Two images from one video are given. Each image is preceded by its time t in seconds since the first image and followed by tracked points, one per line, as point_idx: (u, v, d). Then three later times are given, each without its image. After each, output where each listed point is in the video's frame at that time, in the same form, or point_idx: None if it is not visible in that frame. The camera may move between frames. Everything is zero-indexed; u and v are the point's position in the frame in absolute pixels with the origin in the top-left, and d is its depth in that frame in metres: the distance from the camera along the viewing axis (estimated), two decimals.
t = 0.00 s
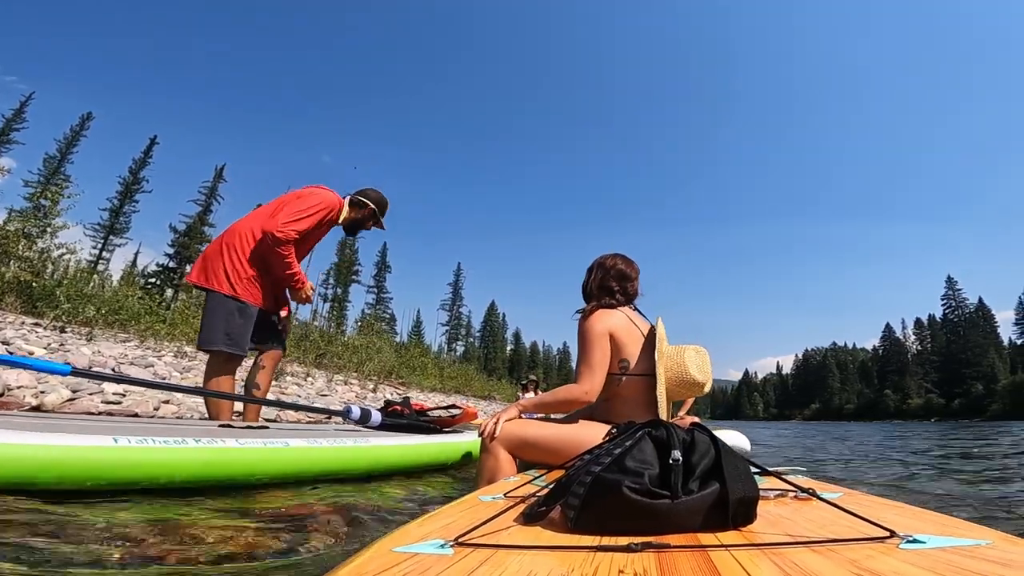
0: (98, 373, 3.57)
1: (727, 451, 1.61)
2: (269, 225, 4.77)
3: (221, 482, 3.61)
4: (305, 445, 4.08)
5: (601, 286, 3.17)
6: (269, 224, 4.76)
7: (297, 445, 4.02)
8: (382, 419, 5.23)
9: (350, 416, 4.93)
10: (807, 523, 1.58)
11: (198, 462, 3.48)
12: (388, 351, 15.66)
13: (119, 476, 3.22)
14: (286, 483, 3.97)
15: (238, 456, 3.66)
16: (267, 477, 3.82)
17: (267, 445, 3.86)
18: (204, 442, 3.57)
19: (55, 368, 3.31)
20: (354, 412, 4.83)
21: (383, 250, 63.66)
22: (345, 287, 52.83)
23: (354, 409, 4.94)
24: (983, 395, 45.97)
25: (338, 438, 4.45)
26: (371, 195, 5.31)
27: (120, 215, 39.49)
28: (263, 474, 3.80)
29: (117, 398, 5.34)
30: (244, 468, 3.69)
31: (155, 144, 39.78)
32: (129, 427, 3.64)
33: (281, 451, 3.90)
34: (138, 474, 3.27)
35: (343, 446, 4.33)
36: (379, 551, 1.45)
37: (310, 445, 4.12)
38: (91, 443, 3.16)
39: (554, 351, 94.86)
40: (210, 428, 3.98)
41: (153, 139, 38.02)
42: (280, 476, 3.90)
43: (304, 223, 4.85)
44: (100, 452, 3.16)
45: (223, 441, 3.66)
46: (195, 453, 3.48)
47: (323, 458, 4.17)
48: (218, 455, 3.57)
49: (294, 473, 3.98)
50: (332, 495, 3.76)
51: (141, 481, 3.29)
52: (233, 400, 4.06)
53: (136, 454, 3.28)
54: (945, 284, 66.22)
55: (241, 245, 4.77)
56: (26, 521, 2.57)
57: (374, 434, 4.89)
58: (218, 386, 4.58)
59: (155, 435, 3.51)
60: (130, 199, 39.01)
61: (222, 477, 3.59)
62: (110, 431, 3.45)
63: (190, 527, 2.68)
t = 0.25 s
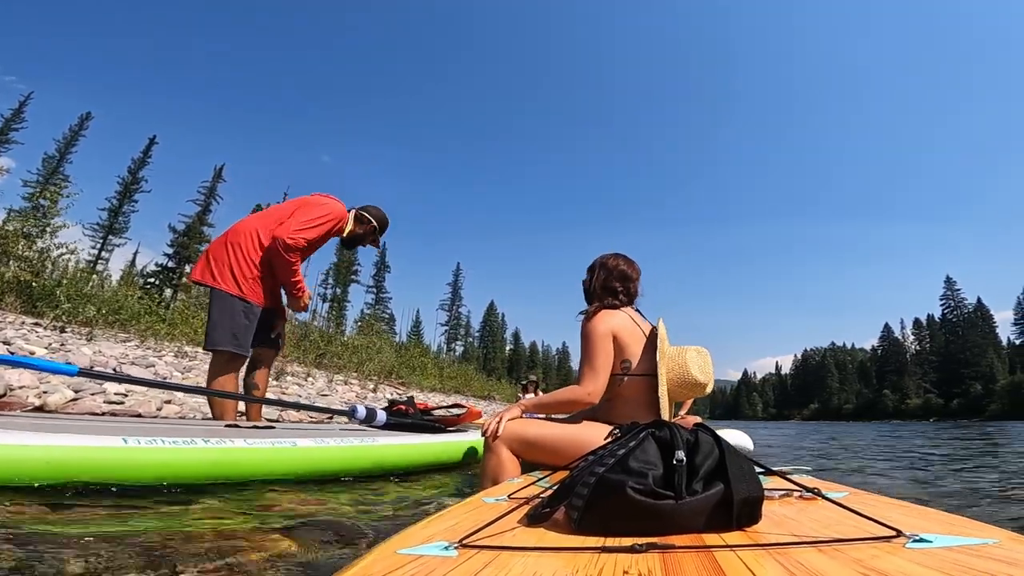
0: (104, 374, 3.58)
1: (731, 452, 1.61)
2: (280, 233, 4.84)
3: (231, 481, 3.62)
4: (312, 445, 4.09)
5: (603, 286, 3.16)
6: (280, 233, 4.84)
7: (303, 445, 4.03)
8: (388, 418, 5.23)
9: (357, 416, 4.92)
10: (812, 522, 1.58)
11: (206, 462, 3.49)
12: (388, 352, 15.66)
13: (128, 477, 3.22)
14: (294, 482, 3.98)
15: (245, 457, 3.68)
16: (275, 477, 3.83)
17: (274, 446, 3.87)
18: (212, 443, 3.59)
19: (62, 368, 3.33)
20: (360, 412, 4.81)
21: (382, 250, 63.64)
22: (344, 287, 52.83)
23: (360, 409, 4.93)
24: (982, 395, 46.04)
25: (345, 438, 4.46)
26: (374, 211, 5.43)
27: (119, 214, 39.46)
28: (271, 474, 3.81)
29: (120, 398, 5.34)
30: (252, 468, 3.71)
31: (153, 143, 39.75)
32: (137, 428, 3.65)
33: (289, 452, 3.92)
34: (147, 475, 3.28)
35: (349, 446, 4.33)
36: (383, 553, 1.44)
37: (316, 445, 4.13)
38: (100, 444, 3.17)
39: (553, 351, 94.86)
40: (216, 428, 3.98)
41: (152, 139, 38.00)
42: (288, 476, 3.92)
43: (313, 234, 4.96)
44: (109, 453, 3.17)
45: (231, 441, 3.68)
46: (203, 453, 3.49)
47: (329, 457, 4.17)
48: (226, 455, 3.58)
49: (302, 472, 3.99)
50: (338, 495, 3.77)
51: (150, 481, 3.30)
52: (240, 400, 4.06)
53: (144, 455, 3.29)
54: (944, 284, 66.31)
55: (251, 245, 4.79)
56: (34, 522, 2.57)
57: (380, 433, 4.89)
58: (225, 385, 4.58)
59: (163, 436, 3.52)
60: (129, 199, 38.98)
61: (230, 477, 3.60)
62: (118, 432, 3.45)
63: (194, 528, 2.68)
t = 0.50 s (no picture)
0: (113, 375, 3.59)
1: (738, 452, 1.60)
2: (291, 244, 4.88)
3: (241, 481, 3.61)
4: (323, 444, 4.11)
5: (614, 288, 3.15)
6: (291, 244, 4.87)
7: (315, 445, 4.04)
8: (395, 418, 5.23)
9: (365, 415, 4.91)
10: (821, 522, 1.58)
11: (220, 462, 3.51)
12: (388, 352, 15.65)
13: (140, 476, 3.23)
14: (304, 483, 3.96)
15: (258, 456, 3.69)
16: (286, 477, 3.83)
17: (286, 445, 3.88)
18: (225, 443, 3.61)
19: (73, 369, 3.34)
20: (368, 412, 4.80)
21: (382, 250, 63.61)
22: (344, 287, 52.81)
23: (368, 408, 4.93)
24: (981, 395, 46.06)
25: (355, 437, 4.46)
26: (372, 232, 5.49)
27: (118, 215, 39.41)
28: (285, 473, 3.82)
29: (124, 398, 5.33)
30: (266, 468, 3.72)
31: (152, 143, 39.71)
32: (152, 429, 3.67)
33: (301, 451, 3.93)
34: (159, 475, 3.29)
35: (358, 446, 4.32)
36: (390, 554, 1.44)
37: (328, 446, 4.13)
38: (113, 445, 3.19)
39: (552, 351, 94.89)
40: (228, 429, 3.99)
41: (151, 139, 37.91)
42: (301, 476, 3.93)
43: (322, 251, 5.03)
44: (121, 454, 3.18)
45: (243, 441, 3.70)
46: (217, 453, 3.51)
47: (339, 458, 4.16)
48: (239, 454, 3.60)
49: (312, 473, 3.98)
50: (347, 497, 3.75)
51: (164, 481, 3.31)
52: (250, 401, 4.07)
53: (156, 455, 3.30)
54: (943, 284, 66.33)
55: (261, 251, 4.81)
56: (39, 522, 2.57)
57: (387, 433, 4.88)
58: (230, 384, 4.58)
59: (176, 436, 3.53)
60: (128, 199, 38.93)
61: (242, 477, 3.60)
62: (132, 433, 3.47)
63: (200, 529, 2.67)
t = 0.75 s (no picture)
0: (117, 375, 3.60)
1: (739, 453, 1.61)
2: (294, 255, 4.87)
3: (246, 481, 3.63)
4: (328, 445, 4.11)
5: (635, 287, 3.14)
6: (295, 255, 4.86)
7: (320, 445, 4.04)
8: (397, 418, 5.23)
9: (367, 416, 4.90)
10: (822, 523, 1.58)
11: (226, 462, 3.52)
12: (388, 352, 15.65)
13: (146, 476, 3.25)
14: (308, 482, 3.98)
15: (263, 457, 3.70)
16: (292, 477, 3.84)
17: (292, 445, 3.88)
18: (231, 443, 3.61)
19: (78, 368, 3.36)
20: (371, 411, 4.80)
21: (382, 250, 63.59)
22: (343, 287, 52.83)
23: (371, 409, 4.93)
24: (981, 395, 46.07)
25: (358, 438, 4.46)
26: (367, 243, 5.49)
27: (118, 215, 39.40)
28: (290, 473, 3.83)
29: (125, 399, 5.33)
30: (271, 468, 3.73)
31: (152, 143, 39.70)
32: (156, 429, 3.68)
33: (306, 451, 3.94)
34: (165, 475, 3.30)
35: (361, 446, 4.33)
36: (390, 554, 1.44)
37: (333, 446, 4.14)
38: (119, 444, 3.20)
39: (552, 352, 94.89)
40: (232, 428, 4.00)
41: (151, 139, 37.91)
42: (306, 476, 3.93)
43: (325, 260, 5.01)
44: (127, 454, 3.19)
45: (250, 441, 3.71)
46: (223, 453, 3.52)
47: (343, 458, 4.17)
48: (244, 454, 3.60)
49: (317, 473, 3.99)
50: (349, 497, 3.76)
51: (169, 482, 3.32)
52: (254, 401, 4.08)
53: (163, 455, 3.31)
54: (943, 284, 66.34)
55: (263, 251, 4.81)
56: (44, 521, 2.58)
57: (389, 434, 4.88)
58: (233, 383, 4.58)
59: (183, 436, 3.54)
60: (127, 199, 38.91)
61: (247, 477, 3.61)
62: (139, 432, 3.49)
63: (202, 528, 2.68)
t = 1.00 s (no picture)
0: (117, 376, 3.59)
1: (740, 452, 1.61)
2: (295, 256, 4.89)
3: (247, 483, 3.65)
4: (327, 445, 4.12)
5: (644, 286, 3.13)
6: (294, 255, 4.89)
7: (319, 446, 4.06)
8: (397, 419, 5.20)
9: (368, 417, 4.89)
10: (822, 522, 1.58)
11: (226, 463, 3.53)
12: (388, 352, 15.65)
13: (147, 479, 3.25)
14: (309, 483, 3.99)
15: (263, 458, 3.71)
16: (292, 478, 3.85)
17: (291, 446, 3.89)
18: (233, 444, 3.62)
19: (76, 369, 3.35)
20: (371, 413, 4.79)
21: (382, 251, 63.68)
22: (343, 287, 52.93)
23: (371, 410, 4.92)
24: (981, 395, 46.07)
25: (358, 439, 4.47)
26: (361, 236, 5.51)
27: (117, 215, 39.40)
28: (290, 473, 3.84)
29: (125, 399, 5.33)
30: (271, 469, 3.74)
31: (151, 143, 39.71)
32: (156, 429, 3.68)
33: (306, 451, 3.95)
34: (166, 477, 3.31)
35: (361, 446, 4.33)
36: (389, 554, 1.44)
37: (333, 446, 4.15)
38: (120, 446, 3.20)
39: (552, 352, 94.90)
40: (231, 429, 4.01)
41: (151, 139, 37.91)
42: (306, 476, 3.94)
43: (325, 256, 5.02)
44: (129, 456, 3.20)
45: (251, 442, 3.72)
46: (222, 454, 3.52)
47: (343, 458, 4.18)
48: (246, 456, 3.62)
49: (316, 473, 3.99)
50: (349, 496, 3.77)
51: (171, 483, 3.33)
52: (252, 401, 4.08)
53: (164, 457, 3.32)
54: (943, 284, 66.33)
55: (260, 252, 4.82)
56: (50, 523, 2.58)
57: (390, 435, 4.88)
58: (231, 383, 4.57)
59: (183, 437, 3.55)
60: (127, 199, 38.91)
61: (247, 478, 3.63)
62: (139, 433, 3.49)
63: (201, 528, 2.68)
